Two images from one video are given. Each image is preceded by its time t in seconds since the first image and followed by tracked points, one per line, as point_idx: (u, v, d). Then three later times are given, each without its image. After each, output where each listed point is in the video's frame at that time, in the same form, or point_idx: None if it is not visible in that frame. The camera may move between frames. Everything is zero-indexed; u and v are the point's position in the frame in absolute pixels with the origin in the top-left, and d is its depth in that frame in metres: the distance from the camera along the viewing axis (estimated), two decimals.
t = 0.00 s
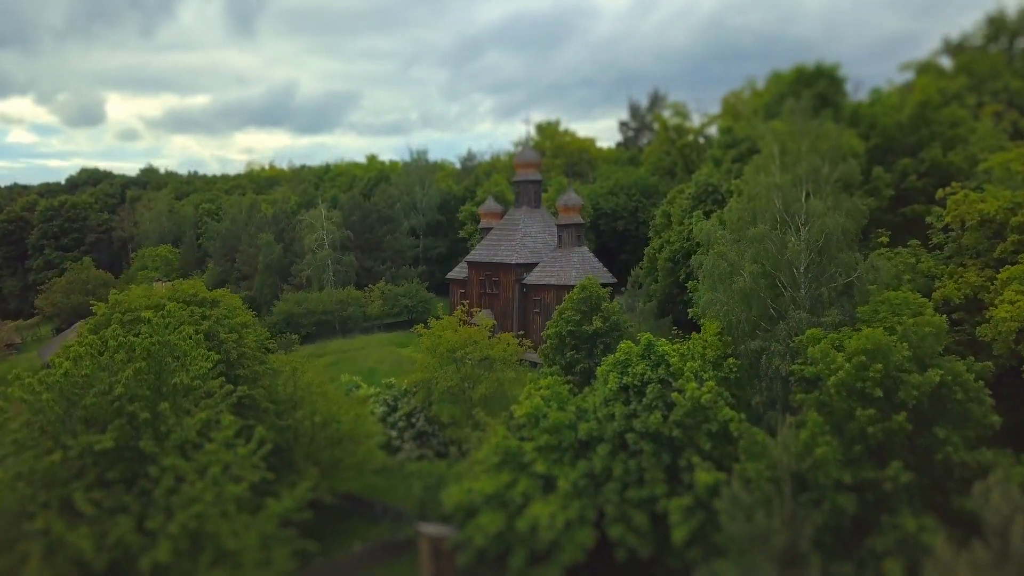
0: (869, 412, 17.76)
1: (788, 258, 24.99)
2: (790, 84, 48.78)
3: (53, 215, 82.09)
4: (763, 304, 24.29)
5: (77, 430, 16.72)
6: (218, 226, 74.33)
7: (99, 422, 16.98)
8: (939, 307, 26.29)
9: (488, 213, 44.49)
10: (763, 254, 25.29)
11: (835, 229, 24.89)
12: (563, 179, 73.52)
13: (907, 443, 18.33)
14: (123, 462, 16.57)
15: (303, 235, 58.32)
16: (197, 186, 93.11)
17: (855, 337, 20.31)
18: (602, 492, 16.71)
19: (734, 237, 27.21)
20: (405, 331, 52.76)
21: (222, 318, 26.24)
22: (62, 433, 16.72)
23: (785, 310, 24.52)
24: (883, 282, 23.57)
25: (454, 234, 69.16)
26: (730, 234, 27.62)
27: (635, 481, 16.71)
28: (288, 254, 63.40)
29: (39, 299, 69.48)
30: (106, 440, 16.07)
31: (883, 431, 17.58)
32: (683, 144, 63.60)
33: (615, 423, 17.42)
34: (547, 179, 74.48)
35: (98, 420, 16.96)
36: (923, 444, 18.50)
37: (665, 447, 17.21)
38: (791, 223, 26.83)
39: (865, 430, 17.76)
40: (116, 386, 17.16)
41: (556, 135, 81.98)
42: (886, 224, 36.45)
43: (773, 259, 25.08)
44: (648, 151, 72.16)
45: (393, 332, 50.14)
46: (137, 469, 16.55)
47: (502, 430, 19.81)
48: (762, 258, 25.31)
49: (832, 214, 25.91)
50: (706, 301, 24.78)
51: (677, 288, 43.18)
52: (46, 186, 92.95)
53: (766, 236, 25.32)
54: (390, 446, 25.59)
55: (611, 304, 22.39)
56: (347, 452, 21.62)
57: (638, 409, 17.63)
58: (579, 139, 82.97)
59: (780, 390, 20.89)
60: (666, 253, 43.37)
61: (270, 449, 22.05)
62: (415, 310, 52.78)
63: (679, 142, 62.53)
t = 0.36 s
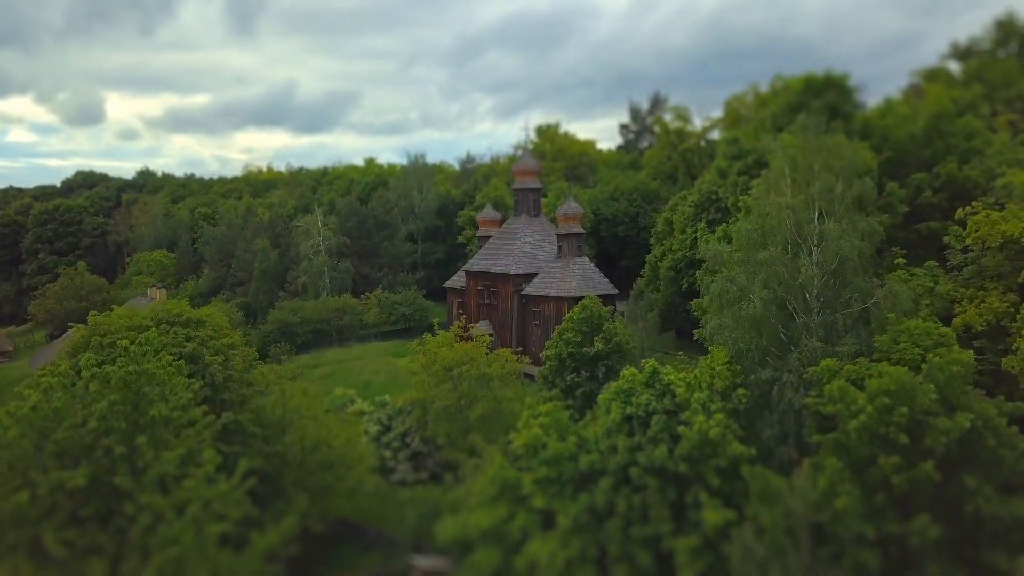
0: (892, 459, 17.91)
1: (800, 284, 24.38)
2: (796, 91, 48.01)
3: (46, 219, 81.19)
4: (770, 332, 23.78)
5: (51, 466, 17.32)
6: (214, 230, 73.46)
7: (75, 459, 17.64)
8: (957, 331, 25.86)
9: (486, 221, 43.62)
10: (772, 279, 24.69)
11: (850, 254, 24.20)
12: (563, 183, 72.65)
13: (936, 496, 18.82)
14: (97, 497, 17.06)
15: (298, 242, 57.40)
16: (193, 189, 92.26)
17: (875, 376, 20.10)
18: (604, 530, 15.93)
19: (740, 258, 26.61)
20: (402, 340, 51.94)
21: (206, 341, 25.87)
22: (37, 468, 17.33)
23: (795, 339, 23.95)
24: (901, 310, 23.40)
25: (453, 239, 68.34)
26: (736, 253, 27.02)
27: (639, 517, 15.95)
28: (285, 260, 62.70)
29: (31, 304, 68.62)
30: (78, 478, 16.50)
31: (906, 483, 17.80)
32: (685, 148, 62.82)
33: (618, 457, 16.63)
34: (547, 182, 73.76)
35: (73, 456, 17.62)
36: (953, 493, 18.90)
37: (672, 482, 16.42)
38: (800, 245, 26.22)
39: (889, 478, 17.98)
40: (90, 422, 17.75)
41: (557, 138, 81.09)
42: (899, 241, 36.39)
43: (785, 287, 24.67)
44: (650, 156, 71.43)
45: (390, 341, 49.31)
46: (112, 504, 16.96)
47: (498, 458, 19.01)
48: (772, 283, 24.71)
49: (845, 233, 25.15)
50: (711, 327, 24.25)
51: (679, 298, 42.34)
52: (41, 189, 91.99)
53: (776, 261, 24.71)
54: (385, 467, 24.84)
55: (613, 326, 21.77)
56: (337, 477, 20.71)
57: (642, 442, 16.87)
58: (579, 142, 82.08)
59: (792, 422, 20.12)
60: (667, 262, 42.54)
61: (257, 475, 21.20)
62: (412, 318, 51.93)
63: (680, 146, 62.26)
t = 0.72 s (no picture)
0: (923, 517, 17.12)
1: (814, 311, 23.72)
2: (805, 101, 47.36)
3: (41, 223, 80.26)
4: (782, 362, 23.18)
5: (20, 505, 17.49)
6: (209, 235, 72.60)
7: (45, 499, 17.83)
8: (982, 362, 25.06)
9: (484, 228, 42.71)
10: (785, 305, 24.06)
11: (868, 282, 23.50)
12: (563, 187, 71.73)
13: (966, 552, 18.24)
14: (69, 540, 17.36)
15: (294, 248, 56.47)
16: (189, 193, 91.39)
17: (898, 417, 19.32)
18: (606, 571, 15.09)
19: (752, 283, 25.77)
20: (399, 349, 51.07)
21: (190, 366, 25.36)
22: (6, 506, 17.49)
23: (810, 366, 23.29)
24: (924, 342, 22.58)
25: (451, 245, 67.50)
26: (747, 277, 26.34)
27: (644, 560, 15.16)
28: (281, 266, 61.92)
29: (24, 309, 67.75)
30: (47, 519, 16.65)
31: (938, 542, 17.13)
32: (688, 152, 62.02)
33: (622, 496, 15.92)
34: (547, 186, 72.89)
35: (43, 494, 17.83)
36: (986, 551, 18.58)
37: (677, 522, 15.68)
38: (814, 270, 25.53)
39: (918, 535, 17.24)
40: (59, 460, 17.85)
41: (557, 142, 80.20)
42: (913, 260, 35.71)
43: (801, 316, 24.02)
44: (652, 160, 70.56)
45: (386, 350, 48.44)
46: (86, 546, 17.35)
47: (495, 489, 18.17)
48: (784, 310, 24.11)
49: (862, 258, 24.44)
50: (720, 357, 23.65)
51: (682, 307, 41.46)
52: (37, 192, 91.12)
53: (791, 288, 24.02)
54: (378, 490, 23.94)
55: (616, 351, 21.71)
56: (329, 505, 19.77)
57: (647, 481, 16.18)
58: (579, 145, 81.18)
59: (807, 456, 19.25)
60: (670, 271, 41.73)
61: (243, 506, 20.26)
62: (409, 327, 50.98)
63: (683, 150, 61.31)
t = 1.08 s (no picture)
0: None
1: (828, 342, 23.17)
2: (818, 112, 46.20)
3: (35, 227, 79.35)
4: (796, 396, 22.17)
5: None
6: (205, 239, 71.70)
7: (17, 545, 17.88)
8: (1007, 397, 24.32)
9: (483, 236, 41.86)
10: (799, 335, 23.51)
11: (886, 312, 22.89)
12: (564, 191, 70.87)
13: None
14: None
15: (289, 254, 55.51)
16: (186, 196, 90.52)
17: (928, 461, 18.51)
18: None
19: (762, 311, 25.50)
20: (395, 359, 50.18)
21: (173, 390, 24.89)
22: None
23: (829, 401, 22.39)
24: (949, 378, 21.79)
25: (450, 250, 66.61)
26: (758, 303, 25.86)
27: None
28: (277, 272, 61.09)
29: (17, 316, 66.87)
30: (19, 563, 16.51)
31: None
32: (689, 156, 61.21)
33: (625, 535, 15.30)
34: (547, 190, 72.05)
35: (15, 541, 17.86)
36: None
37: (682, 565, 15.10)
38: (828, 297, 24.99)
39: None
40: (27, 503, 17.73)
41: (557, 145, 79.40)
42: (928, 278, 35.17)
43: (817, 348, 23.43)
44: (652, 163, 69.71)
45: (382, 360, 47.58)
46: None
47: (491, 524, 17.39)
48: (798, 340, 23.52)
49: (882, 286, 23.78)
50: (731, 391, 22.61)
51: (684, 317, 40.46)
52: (32, 195, 90.21)
53: (806, 316, 23.46)
54: (372, 516, 23.13)
55: (614, 378, 22.55)
56: (318, 534, 18.92)
57: (652, 522, 15.62)
58: (580, 148, 80.27)
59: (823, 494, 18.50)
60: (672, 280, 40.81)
61: (226, 538, 19.45)
62: (406, 336, 49.97)
63: (685, 155, 60.53)
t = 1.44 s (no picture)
0: None
1: (845, 376, 22.65)
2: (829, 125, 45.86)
3: (28, 231, 78.45)
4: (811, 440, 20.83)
5: None
6: (200, 244, 70.75)
7: None
8: None
9: (480, 245, 40.99)
10: (816, 367, 23.09)
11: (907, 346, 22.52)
12: (563, 195, 70.06)
13: None
14: None
15: (283, 260, 54.57)
16: (181, 199, 89.63)
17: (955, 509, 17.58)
18: None
19: (774, 339, 25.79)
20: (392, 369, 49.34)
21: (151, 419, 24.47)
22: None
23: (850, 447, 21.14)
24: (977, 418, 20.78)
25: (448, 256, 65.68)
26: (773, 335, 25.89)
27: None
28: (272, 278, 60.25)
29: (8, 322, 65.97)
30: None
31: None
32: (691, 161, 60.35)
33: None
34: (547, 194, 71.21)
35: None
36: None
37: None
38: (845, 329, 24.99)
39: None
40: None
41: (557, 148, 78.54)
42: (946, 299, 34.96)
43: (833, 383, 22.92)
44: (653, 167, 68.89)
45: (378, 370, 46.66)
46: None
47: (486, 565, 16.54)
48: (813, 376, 22.99)
49: (905, 321, 23.75)
50: (741, 428, 21.13)
51: (687, 327, 39.32)
52: (25, 198, 89.22)
53: (825, 350, 23.38)
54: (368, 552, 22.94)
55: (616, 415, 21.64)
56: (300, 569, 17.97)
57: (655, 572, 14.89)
58: (579, 151, 79.42)
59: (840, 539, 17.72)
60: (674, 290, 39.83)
61: None
62: (402, 345, 48.98)
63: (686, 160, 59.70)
